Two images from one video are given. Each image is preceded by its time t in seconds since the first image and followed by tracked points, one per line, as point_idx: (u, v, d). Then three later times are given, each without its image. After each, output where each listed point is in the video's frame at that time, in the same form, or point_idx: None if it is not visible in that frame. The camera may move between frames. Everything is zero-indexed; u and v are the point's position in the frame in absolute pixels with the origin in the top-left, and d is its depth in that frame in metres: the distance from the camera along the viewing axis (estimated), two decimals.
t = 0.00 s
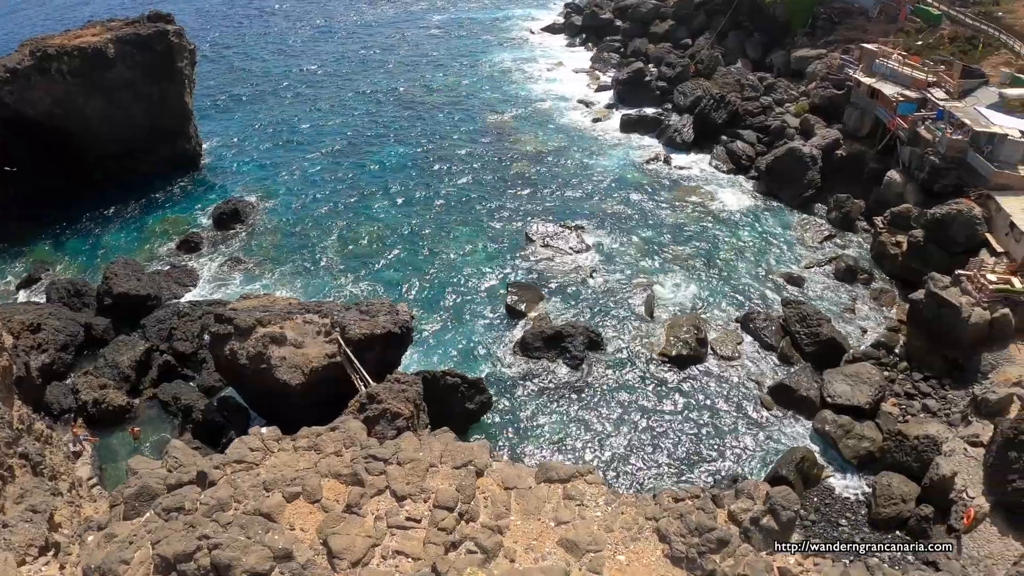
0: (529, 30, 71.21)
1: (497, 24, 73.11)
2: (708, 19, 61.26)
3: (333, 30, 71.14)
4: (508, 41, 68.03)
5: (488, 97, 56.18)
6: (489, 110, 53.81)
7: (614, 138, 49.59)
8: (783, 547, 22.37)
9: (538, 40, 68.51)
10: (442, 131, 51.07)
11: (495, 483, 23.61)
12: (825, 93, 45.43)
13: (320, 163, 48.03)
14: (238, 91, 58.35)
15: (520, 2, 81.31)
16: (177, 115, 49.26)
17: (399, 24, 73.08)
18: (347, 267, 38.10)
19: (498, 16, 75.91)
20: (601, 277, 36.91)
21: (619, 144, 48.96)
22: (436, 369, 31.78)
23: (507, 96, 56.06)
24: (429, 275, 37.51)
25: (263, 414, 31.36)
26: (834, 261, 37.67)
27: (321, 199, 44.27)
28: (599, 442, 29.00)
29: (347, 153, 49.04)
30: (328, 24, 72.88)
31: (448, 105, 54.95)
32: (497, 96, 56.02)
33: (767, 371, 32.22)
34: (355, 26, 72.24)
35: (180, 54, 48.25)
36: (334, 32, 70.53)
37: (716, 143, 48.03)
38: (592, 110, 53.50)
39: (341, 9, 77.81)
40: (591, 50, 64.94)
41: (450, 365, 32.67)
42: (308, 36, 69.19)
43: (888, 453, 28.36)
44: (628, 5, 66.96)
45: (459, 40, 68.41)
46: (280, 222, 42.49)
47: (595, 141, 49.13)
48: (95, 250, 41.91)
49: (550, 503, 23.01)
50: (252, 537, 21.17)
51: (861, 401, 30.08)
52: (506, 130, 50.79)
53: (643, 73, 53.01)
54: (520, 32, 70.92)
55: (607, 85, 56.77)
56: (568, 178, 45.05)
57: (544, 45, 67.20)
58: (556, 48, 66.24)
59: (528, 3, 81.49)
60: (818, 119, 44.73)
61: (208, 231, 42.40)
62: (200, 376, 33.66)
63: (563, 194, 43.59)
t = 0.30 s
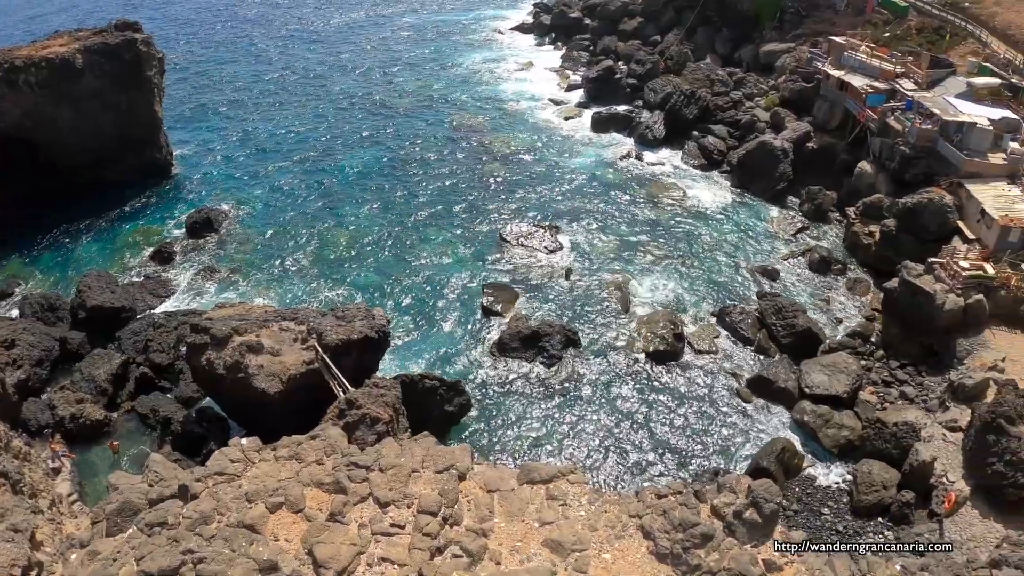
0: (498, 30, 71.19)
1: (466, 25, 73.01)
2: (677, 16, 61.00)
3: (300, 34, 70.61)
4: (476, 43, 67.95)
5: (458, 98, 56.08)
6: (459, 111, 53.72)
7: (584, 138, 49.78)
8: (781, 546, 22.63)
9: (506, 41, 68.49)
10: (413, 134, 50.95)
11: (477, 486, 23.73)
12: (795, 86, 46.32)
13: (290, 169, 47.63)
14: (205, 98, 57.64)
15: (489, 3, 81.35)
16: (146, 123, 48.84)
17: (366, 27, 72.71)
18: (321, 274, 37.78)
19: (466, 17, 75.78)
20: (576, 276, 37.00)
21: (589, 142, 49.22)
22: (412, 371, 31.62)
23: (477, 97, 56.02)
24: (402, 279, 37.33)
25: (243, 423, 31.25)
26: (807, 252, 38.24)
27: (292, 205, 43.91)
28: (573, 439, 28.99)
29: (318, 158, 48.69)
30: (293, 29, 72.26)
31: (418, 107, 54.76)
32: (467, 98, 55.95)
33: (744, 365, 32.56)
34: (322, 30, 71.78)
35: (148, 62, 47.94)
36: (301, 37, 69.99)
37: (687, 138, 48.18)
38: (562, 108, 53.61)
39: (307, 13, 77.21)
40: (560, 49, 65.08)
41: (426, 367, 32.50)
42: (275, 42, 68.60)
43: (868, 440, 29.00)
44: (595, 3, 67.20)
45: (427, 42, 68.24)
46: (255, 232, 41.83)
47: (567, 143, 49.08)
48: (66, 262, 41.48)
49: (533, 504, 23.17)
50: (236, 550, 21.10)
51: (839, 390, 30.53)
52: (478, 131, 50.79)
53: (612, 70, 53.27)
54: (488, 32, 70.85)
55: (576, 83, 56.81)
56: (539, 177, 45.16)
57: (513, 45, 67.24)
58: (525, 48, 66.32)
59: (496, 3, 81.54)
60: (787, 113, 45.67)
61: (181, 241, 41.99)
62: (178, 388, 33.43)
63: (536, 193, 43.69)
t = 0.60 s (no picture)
0: (462, 31, 71.09)
1: (431, 27, 72.83)
2: (641, 13, 61.65)
3: (263, 40, 69.82)
4: (442, 44, 67.78)
5: (423, 100, 55.89)
6: (426, 114, 53.53)
7: (552, 137, 49.98)
8: (783, 545, 22.70)
9: (472, 41, 68.43)
10: (379, 136, 50.72)
11: (459, 489, 23.80)
12: (760, 80, 46.94)
13: (259, 174, 47.05)
14: (168, 106, 56.78)
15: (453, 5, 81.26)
16: (112, 133, 48.10)
17: (329, 31, 72.16)
18: (292, 280, 37.40)
19: (431, 19, 75.49)
20: (548, 276, 37.10)
21: (555, 141, 49.43)
22: (387, 375, 31.49)
23: (443, 99, 55.88)
24: (375, 282, 37.12)
25: (218, 434, 31.17)
26: (776, 244, 38.87)
27: (261, 209, 43.39)
28: (551, 438, 29.11)
29: (284, 163, 47.99)
30: (256, 35, 71.46)
31: (385, 109, 54.51)
32: (434, 99, 55.78)
33: (717, 359, 32.93)
34: (285, 35, 71.08)
35: (112, 72, 47.25)
36: (264, 43, 69.21)
37: (653, 135, 48.90)
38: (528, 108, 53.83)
39: (269, 19, 76.36)
40: (525, 49, 65.13)
41: (401, 370, 32.33)
42: (237, 48, 67.85)
43: (843, 428, 29.63)
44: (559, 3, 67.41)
45: (391, 44, 67.93)
46: (225, 239, 41.03)
47: (531, 141, 49.25)
48: (34, 277, 40.80)
49: (515, 505, 23.29)
50: (220, 564, 20.99)
51: (813, 379, 31.15)
52: (445, 133, 50.71)
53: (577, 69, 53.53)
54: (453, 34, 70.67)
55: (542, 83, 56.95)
56: (508, 177, 45.20)
57: (478, 45, 67.20)
58: (490, 48, 66.33)
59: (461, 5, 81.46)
60: (753, 106, 46.20)
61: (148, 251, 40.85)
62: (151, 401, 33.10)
63: (505, 194, 43.70)
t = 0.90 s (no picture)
0: (427, 33, 70.95)
1: (396, 30, 72.63)
2: (604, 10, 62.14)
3: (227, 49, 69.07)
4: (407, 47, 67.57)
5: (389, 103, 55.63)
6: (394, 117, 53.28)
7: (519, 136, 50.03)
8: (783, 545, 22.39)
9: (437, 43, 68.31)
10: (347, 141, 50.39)
11: (438, 492, 23.76)
12: (725, 73, 47.25)
13: (227, 183, 46.40)
14: (133, 117, 56.01)
15: (417, 7, 81.17)
16: (77, 147, 47.03)
17: (293, 37, 71.60)
18: (263, 288, 37.00)
19: (396, 22, 75.29)
20: (519, 276, 37.10)
21: (523, 140, 49.47)
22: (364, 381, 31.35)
23: (409, 101, 55.67)
24: (349, 288, 36.90)
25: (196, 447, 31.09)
26: (745, 236, 39.39)
27: (230, 217, 42.87)
28: (530, 437, 29.15)
29: (252, 171, 47.50)
30: (220, 43, 70.75)
31: (351, 114, 54.21)
32: (400, 102, 55.57)
33: (691, 351, 33.23)
34: (249, 43, 70.41)
35: (75, 84, 46.11)
36: (228, 51, 68.46)
37: (620, 131, 49.12)
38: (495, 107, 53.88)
39: (233, 27, 75.60)
40: (489, 49, 65.09)
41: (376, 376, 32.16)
42: (200, 57, 67.18)
43: (819, 415, 30.39)
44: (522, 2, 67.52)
45: (356, 49, 67.55)
46: (195, 249, 40.58)
47: (496, 140, 49.53)
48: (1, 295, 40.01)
49: (496, 506, 23.30)
50: None
51: (787, 368, 31.71)
52: (413, 135, 50.54)
53: (543, 67, 53.47)
54: (418, 36, 70.47)
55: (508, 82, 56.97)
56: (477, 178, 45.23)
57: (443, 47, 67.10)
58: (455, 49, 66.27)
59: (425, 7, 81.38)
60: (719, 99, 46.55)
61: (119, 266, 40.31)
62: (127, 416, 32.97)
63: (475, 195, 43.67)
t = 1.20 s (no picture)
0: (389, 36, 70.73)
1: (358, 34, 72.35)
2: (565, 8, 62.38)
3: (187, 57, 68.25)
4: (370, 50, 67.32)
5: (352, 107, 55.32)
6: (357, 121, 52.98)
7: (483, 137, 50.01)
8: (783, 547, 22.50)
9: (399, 45, 68.12)
10: (311, 146, 49.95)
11: (411, 497, 23.71)
12: (686, 68, 47.86)
13: (192, 193, 45.78)
14: (96, 130, 55.10)
15: (378, 10, 81.00)
16: (40, 159, 45.73)
17: (254, 43, 70.94)
18: (232, 298, 36.65)
19: (358, 26, 75.00)
20: (488, 276, 37.11)
21: (486, 141, 49.46)
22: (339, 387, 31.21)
23: (373, 104, 55.42)
24: (318, 294, 36.64)
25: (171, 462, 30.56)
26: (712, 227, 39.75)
27: (198, 227, 42.33)
28: (504, 437, 29.13)
29: (218, 180, 46.93)
30: (180, 52, 69.87)
31: (314, 119, 53.83)
32: (363, 106, 55.30)
33: (661, 344, 33.49)
34: (210, 51, 69.66)
35: (35, 98, 45.11)
36: (189, 60, 67.65)
37: (584, 128, 49.31)
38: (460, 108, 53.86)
39: (193, 35, 74.69)
40: (451, 50, 65.00)
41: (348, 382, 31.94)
42: (160, 66, 66.35)
43: (791, 403, 30.61)
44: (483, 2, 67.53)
45: (317, 53, 67.09)
46: (163, 262, 40.03)
47: (460, 140, 49.55)
48: None
49: (469, 508, 23.28)
50: None
51: (758, 357, 31.99)
52: (377, 138, 50.32)
53: (505, 67, 53.51)
54: (380, 39, 70.25)
55: (470, 83, 56.96)
56: (442, 179, 45.25)
57: (405, 49, 66.92)
58: (417, 51, 66.14)
59: (386, 10, 81.25)
60: (681, 94, 46.98)
61: (87, 280, 39.53)
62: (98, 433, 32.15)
63: (440, 197, 43.56)
